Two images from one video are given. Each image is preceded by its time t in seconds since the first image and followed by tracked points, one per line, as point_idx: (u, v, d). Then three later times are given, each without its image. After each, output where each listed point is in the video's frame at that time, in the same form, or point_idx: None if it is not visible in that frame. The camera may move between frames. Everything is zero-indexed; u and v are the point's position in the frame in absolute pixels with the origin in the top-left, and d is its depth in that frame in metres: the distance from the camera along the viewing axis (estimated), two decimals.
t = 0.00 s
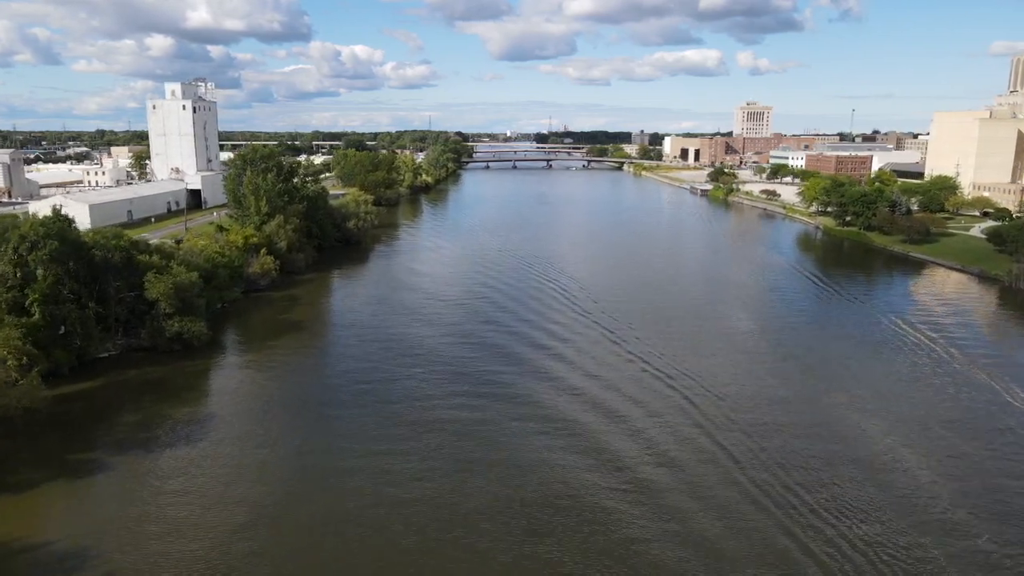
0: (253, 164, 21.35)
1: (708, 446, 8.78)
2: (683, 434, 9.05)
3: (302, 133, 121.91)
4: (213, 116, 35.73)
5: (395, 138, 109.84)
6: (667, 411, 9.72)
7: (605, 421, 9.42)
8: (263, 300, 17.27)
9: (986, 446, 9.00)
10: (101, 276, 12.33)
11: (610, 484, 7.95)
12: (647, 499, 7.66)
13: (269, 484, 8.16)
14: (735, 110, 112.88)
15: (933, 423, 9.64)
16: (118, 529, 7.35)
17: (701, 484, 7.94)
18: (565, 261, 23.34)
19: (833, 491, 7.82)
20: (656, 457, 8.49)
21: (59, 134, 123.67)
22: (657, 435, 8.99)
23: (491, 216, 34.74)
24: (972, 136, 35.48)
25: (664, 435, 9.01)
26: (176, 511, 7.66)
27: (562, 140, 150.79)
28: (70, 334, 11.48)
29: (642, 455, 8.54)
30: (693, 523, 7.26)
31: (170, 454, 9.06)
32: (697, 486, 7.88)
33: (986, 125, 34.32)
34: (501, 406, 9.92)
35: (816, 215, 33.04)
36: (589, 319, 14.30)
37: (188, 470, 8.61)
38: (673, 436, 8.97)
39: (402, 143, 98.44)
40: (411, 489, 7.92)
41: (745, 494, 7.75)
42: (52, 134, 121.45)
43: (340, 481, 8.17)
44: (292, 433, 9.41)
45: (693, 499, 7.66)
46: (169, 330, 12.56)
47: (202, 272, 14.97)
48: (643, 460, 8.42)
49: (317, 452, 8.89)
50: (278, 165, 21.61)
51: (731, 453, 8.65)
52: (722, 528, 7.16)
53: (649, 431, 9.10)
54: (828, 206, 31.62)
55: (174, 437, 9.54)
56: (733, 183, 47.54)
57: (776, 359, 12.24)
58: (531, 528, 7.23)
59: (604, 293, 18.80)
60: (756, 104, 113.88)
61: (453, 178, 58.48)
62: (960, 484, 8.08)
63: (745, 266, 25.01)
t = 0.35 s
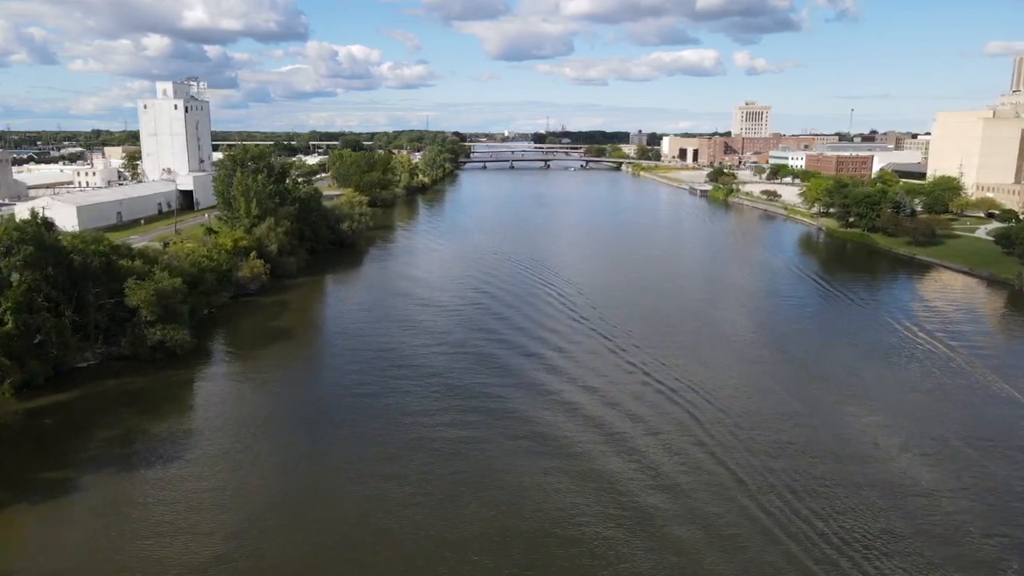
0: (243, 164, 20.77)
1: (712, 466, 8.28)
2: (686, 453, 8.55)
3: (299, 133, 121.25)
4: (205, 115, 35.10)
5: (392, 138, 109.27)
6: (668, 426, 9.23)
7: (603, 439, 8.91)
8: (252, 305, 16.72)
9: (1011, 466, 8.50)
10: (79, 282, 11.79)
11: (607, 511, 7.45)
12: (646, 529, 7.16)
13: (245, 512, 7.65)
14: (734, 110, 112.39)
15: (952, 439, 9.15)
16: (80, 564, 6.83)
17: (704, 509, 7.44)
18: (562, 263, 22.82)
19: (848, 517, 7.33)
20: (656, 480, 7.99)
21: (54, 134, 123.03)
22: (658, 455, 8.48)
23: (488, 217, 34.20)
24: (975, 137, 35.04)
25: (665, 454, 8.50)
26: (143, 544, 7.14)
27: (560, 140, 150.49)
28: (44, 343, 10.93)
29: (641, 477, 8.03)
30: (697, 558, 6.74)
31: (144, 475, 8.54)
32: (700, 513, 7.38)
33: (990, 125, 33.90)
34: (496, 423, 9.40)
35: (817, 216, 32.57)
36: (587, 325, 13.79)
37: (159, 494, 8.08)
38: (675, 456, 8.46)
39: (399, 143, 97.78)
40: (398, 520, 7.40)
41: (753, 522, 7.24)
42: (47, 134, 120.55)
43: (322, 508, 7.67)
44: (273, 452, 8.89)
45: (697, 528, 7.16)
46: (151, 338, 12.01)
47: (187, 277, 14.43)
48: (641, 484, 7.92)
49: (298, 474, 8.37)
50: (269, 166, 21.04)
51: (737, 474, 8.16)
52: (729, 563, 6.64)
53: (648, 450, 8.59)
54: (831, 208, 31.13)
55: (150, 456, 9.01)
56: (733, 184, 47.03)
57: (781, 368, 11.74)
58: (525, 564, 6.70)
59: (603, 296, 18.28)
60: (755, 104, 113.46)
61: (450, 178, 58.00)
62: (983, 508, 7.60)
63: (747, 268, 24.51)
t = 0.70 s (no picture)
0: (232, 165, 20.22)
1: (716, 490, 7.79)
2: (689, 475, 8.05)
3: (296, 133, 120.59)
4: (197, 115, 34.53)
5: (389, 137, 108.67)
6: (669, 444, 8.73)
7: (600, 460, 8.40)
8: (240, 310, 16.19)
9: None
10: (55, 289, 11.26)
11: (603, 545, 6.95)
12: (645, 565, 6.66)
13: (216, 547, 7.15)
14: (733, 110, 111.97)
15: (973, 458, 8.67)
16: None
17: (709, 541, 6.95)
18: (560, 264, 22.31)
19: (865, 548, 6.84)
20: (657, 508, 7.49)
21: (49, 133, 122.19)
22: (658, 479, 7.98)
23: (485, 218, 33.69)
24: (979, 137, 34.61)
25: (666, 478, 7.99)
26: None
27: (557, 140, 149.90)
28: (17, 353, 10.40)
29: (640, 505, 7.54)
30: None
31: (115, 498, 8.02)
32: (704, 546, 6.89)
33: (993, 124, 33.45)
34: (489, 442, 8.90)
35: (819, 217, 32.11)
36: (586, 331, 13.28)
37: (128, 522, 7.58)
38: (676, 480, 7.96)
39: (396, 143, 97.19)
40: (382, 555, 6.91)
41: (763, 555, 6.75)
42: (42, 134, 119.59)
43: (300, 542, 7.18)
44: (250, 476, 8.37)
45: (701, 564, 6.68)
46: (132, 347, 11.49)
47: (172, 282, 13.89)
48: (641, 511, 7.42)
49: (275, 501, 7.86)
50: (260, 167, 20.47)
51: (744, 499, 7.66)
52: None
53: (648, 474, 8.09)
54: (834, 209, 30.61)
55: (122, 478, 8.47)
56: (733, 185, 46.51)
57: (786, 378, 11.25)
58: None
59: (601, 299, 17.76)
60: (753, 104, 113.01)
61: (447, 179, 57.48)
62: (1008, 537, 7.14)
63: (749, 270, 24.01)
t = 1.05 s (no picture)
0: (221, 165, 19.63)
1: (722, 516, 7.33)
2: (695, 499, 7.60)
3: (293, 133, 120.16)
4: (189, 114, 33.97)
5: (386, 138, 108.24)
6: (673, 463, 8.26)
7: (602, 482, 7.94)
8: (227, 315, 15.67)
9: None
10: (31, 296, 10.77)
11: None
12: None
13: None
14: (732, 110, 111.76)
15: (996, 478, 8.23)
16: None
17: None
18: (558, 267, 21.81)
19: None
20: (656, 539, 7.00)
21: (45, 133, 121.57)
22: (662, 503, 7.53)
23: (482, 219, 33.20)
24: (982, 138, 34.20)
25: (670, 502, 7.54)
26: None
27: (556, 140, 149.68)
28: None
29: (638, 535, 7.06)
30: None
31: (80, 524, 7.53)
32: None
33: (996, 124, 33.03)
34: (485, 462, 8.43)
35: (820, 219, 31.66)
36: (584, 338, 12.77)
37: (90, 553, 7.06)
38: (681, 504, 7.51)
39: (393, 143, 96.65)
40: None
41: None
42: (39, 134, 119.13)
43: None
44: (229, 498, 7.90)
45: None
46: (111, 358, 10.97)
47: (155, 288, 13.37)
48: (639, 544, 6.92)
49: (256, 527, 7.40)
50: (249, 168, 19.92)
51: (750, 528, 7.16)
52: None
53: (651, 497, 7.64)
54: (836, 210, 30.13)
55: (95, 501, 7.97)
56: (733, 186, 46.03)
57: (794, 389, 10.79)
58: None
59: (600, 302, 17.26)
60: (752, 104, 112.61)
61: (444, 179, 57.02)
62: None
63: (751, 272, 23.51)
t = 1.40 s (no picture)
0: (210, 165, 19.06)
1: (728, 547, 6.84)
2: (698, 528, 7.11)
3: (290, 133, 119.47)
4: (181, 114, 33.38)
5: (383, 137, 107.55)
6: (678, 484, 7.83)
7: (603, 505, 7.49)
8: (214, 321, 15.14)
9: None
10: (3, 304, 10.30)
11: None
12: None
13: None
14: (730, 110, 111.34)
15: (1019, 502, 7.75)
16: None
17: None
18: (556, 269, 21.31)
19: None
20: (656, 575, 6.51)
21: (39, 133, 120.75)
22: (662, 533, 7.04)
23: (479, 220, 32.70)
24: (985, 137, 33.78)
25: (672, 533, 7.05)
26: None
27: (553, 140, 149.07)
28: None
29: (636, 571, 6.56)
30: None
31: (39, 554, 7.01)
32: None
33: (1000, 124, 32.59)
34: (482, 484, 7.97)
35: (822, 220, 31.20)
36: (582, 347, 12.26)
37: None
38: (684, 535, 7.01)
39: (390, 143, 96.09)
40: None
41: None
42: (33, 134, 118.34)
43: None
44: (203, 525, 7.44)
45: None
46: (87, 369, 10.44)
47: (138, 295, 12.86)
48: None
49: (233, 556, 6.95)
50: (239, 168, 19.36)
51: (757, 561, 6.66)
52: None
53: (651, 526, 7.14)
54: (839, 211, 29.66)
55: (64, 526, 7.49)
56: (733, 186, 45.56)
57: (803, 400, 10.36)
58: None
59: (599, 307, 16.76)
60: (750, 104, 112.19)
61: (441, 179, 56.55)
62: None
63: (753, 274, 23.02)
